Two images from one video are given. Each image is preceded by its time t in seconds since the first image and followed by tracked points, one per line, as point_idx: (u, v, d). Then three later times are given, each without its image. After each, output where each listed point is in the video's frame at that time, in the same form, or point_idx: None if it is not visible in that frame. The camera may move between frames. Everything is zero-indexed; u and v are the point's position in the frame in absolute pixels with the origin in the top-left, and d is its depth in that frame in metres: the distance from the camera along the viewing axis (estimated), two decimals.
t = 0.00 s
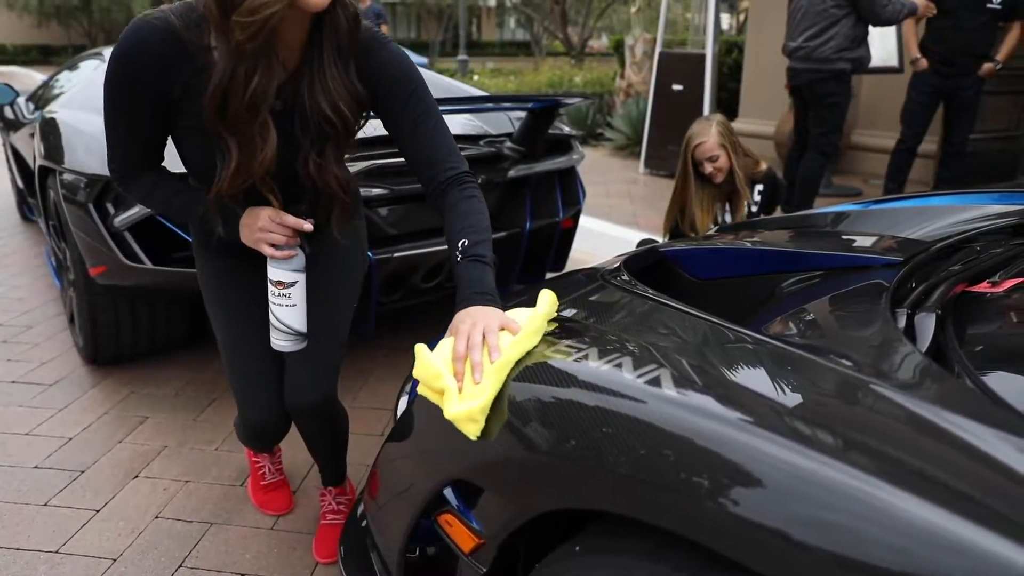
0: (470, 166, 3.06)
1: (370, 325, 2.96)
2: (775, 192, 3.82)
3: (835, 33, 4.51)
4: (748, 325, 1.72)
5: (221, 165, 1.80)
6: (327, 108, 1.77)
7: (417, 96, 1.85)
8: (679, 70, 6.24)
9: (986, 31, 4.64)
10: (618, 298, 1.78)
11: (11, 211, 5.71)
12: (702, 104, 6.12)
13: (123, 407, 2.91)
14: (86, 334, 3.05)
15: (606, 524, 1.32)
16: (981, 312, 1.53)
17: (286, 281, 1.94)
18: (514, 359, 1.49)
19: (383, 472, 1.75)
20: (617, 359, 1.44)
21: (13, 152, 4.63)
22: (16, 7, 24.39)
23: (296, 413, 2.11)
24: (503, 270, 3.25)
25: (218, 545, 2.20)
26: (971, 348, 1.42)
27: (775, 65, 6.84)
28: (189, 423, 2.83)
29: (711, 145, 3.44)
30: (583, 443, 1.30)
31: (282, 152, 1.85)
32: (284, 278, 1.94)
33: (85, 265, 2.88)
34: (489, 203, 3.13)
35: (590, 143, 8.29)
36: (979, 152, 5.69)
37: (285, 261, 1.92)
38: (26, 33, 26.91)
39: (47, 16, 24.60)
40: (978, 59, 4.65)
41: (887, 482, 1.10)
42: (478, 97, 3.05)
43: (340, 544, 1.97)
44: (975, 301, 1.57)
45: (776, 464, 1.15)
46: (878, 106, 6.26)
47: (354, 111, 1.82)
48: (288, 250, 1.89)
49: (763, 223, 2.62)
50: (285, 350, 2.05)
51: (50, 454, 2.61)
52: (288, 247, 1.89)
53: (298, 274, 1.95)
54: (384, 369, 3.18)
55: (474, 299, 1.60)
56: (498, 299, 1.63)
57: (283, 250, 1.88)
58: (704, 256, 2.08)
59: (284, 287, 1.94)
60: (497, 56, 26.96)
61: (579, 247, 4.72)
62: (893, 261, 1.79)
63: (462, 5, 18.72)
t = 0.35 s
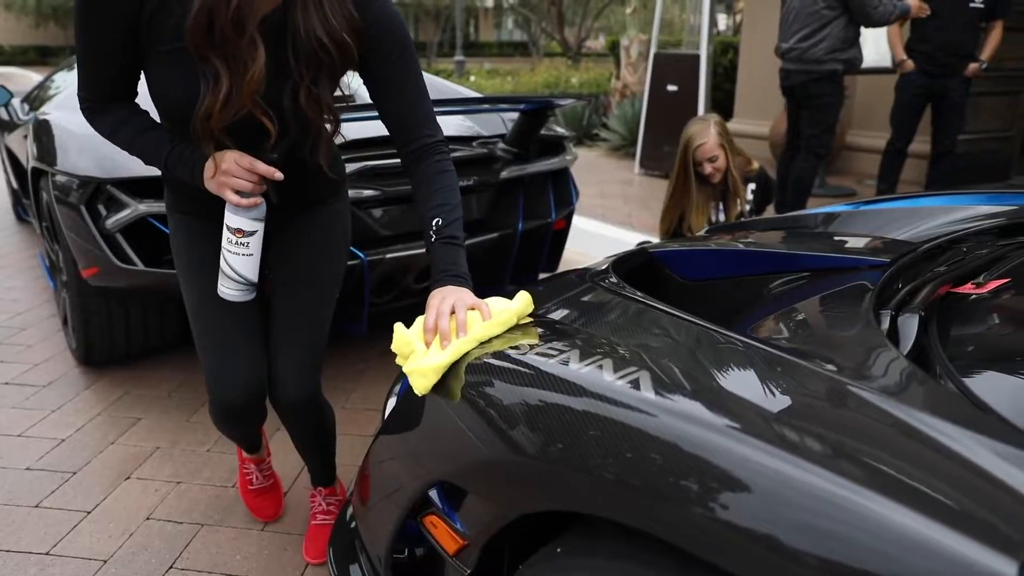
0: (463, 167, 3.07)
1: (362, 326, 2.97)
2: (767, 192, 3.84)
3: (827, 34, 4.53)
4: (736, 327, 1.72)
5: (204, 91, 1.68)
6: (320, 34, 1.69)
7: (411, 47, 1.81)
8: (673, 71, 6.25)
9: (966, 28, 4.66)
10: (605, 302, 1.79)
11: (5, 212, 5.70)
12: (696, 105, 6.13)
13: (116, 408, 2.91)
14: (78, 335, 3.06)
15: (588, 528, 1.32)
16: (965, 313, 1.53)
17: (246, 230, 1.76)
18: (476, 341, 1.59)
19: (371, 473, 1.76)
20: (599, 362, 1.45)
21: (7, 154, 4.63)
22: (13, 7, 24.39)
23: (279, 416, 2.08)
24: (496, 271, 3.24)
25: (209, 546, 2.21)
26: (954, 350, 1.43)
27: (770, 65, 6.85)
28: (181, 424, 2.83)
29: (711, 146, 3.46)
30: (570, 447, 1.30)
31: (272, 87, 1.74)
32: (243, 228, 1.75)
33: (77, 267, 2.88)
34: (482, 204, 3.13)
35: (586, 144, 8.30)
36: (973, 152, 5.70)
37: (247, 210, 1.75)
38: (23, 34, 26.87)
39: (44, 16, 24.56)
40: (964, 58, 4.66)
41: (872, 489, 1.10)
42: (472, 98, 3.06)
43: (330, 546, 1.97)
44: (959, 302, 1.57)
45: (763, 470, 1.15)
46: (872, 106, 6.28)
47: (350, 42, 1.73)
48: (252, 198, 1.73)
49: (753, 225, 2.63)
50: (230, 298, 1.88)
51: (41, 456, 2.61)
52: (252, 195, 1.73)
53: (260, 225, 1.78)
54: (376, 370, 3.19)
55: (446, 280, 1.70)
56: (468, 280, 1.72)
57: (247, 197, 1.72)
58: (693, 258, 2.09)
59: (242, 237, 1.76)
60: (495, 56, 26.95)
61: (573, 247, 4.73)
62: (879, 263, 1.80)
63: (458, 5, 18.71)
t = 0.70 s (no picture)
0: (454, 167, 3.07)
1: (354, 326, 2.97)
2: (758, 190, 3.87)
3: (817, 35, 4.54)
4: (721, 327, 1.73)
5: (174, 25, 1.54)
6: None
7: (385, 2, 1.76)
8: (667, 70, 6.25)
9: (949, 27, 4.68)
10: (595, 303, 1.80)
11: None
12: (690, 105, 6.14)
13: (107, 409, 2.91)
14: (70, 336, 3.06)
15: (572, 530, 1.32)
16: (947, 313, 1.54)
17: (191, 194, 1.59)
18: (500, 318, 1.71)
19: (358, 473, 1.76)
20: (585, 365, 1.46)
21: None
22: (9, 7, 24.36)
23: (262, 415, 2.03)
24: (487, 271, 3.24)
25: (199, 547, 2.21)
26: (937, 350, 1.43)
27: (762, 65, 6.86)
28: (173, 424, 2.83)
29: (709, 146, 3.48)
30: (556, 450, 1.31)
31: (254, 22, 1.60)
32: (187, 191, 1.58)
33: (68, 268, 2.88)
34: (474, 204, 3.12)
35: (580, 143, 8.30)
36: (964, 152, 5.71)
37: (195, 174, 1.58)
38: (18, 34, 26.80)
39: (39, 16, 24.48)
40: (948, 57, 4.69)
41: (855, 491, 1.10)
42: (464, 99, 3.07)
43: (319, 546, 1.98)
44: (943, 302, 1.58)
45: (749, 473, 1.15)
46: (865, 106, 6.29)
47: None
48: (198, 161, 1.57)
49: (742, 224, 2.63)
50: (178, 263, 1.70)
51: (32, 457, 2.61)
52: (199, 159, 1.57)
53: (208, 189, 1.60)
54: (368, 370, 3.19)
55: (439, 247, 1.69)
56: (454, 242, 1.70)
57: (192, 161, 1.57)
58: (681, 257, 2.09)
59: (187, 201, 1.59)
60: (491, 56, 26.94)
61: (566, 247, 4.73)
62: (864, 262, 1.81)
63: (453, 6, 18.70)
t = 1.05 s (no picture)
0: (445, 167, 3.07)
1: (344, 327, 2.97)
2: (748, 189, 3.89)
3: (809, 34, 4.55)
4: (706, 327, 1.73)
5: None
6: None
7: None
8: (660, 70, 6.25)
9: (931, 28, 4.74)
10: (583, 304, 1.80)
11: None
12: (683, 104, 6.14)
13: (96, 410, 2.90)
14: (60, 337, 3.05)
15: (553, 530, 1.32)
16: (931, 311, 1.54)
17: (109, 171, 1.41)
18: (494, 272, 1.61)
19: (344, 473, 1.76)
20: (572, 366, 1.45)
21: None
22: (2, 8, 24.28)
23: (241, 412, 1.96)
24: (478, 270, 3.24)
25: (187, 548, 2.21)
26: (920, 348, 1.43)
27: (755, 65, 6.87)
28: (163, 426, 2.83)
29: (704, 148, 3.49)
30: (544, 451, 1.30)
31: None
32: (105, 167, 1.40)
33: (57, 269, 2.87)
34: (465, 204, 3.10)
35: (574, 143, 8.30)
36: (957, 151, 5.72)
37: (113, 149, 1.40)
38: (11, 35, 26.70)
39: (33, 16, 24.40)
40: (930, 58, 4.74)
41: (835, 491, 1.10)
42: (455, 99, 3.08)
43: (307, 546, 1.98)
44: (927, 300, 1.59)
45: (736, 475, 1.15)
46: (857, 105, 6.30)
47: None
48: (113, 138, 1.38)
49: (731, 223, 2.63)
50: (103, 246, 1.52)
51: (20, 459, 2.60)
52: (115, 134, 1.38)
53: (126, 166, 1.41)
54: (358, 370, 3.19)
55: (405, 198, 1.61)
56: (421, 189, 1.63)
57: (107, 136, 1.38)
58: (670, 257, 2.09)
59: (105, 178, 1.41)
60: (486, 56, 26.94)
61: (558, 247, 4.73)
62: (850, 261, 1.82)
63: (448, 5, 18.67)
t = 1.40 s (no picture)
0: (438, 169, 3.07)
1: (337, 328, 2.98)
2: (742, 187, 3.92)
3: (803, 34, 4.55)
4: (695, 327, 1.74)
5: None
6: None
7: None
8: (655, 71, 6.26)
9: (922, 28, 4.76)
10: (575, 304, 1.80)
11: None
12: (678, 105, 6.14)
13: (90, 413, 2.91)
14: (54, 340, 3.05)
15: (539, 529, 1.33)
16: (917, 310, 1.54)
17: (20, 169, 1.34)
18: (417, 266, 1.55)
19: (333, 474, 1.76)
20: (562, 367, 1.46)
21: None
22: None
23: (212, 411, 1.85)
24: (471, 272, 3.24)
25: (179, 551, 2.22)
26: (907, 347, 1.44)
27: (750, 65, 6.88)
28: (157, 428, 2.83)
29: (698, 151, 3.53)
30: (535, 454, 1.30)
31: None
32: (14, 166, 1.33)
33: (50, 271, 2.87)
34: (459, 204, 3.10)
35: (570, 144, 8.31)
36: (951, 150, 5.73)
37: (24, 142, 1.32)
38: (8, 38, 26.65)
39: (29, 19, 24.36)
40: (919, 57, 4.76)
41: (820, 492, 1.11)
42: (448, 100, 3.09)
43: (299, 547, 1.99)
44: (914, 299, 1.59)
45: (723, 476, 1.15)
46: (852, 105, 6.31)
47: None
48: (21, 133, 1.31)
49: (723, 223, 2.64)
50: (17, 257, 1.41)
51: (13, 462, 2.60)
52: (21, 130, 1.32)
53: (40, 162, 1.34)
54: (352, 371, 3.19)
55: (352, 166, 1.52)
56: (364, 161, 1.56)
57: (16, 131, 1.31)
58: (661, 257, 2.09)
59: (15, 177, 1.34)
60: (483, 56, 26.93)
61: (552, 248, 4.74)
62: (839, 260, 1.83)
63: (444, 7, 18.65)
